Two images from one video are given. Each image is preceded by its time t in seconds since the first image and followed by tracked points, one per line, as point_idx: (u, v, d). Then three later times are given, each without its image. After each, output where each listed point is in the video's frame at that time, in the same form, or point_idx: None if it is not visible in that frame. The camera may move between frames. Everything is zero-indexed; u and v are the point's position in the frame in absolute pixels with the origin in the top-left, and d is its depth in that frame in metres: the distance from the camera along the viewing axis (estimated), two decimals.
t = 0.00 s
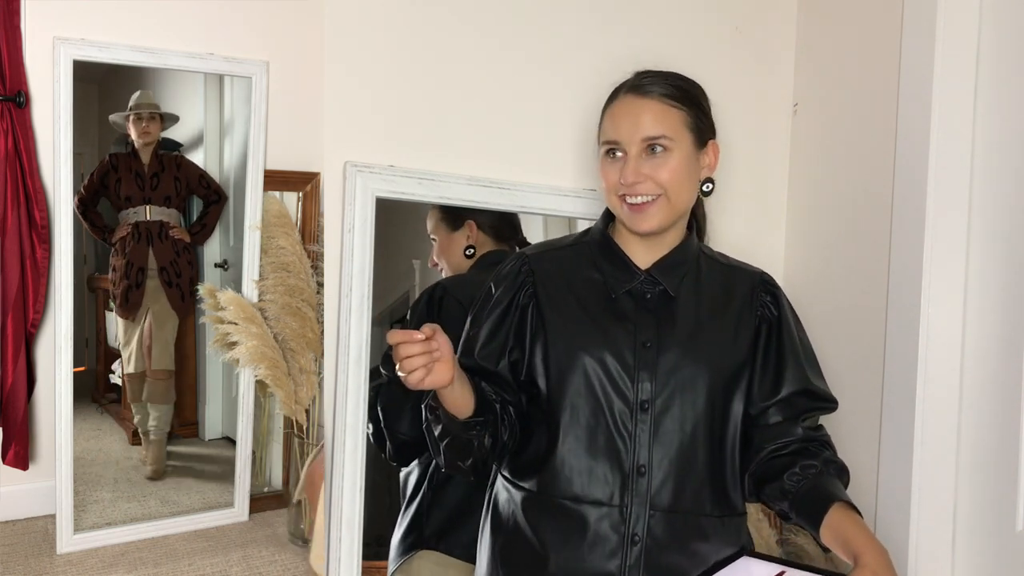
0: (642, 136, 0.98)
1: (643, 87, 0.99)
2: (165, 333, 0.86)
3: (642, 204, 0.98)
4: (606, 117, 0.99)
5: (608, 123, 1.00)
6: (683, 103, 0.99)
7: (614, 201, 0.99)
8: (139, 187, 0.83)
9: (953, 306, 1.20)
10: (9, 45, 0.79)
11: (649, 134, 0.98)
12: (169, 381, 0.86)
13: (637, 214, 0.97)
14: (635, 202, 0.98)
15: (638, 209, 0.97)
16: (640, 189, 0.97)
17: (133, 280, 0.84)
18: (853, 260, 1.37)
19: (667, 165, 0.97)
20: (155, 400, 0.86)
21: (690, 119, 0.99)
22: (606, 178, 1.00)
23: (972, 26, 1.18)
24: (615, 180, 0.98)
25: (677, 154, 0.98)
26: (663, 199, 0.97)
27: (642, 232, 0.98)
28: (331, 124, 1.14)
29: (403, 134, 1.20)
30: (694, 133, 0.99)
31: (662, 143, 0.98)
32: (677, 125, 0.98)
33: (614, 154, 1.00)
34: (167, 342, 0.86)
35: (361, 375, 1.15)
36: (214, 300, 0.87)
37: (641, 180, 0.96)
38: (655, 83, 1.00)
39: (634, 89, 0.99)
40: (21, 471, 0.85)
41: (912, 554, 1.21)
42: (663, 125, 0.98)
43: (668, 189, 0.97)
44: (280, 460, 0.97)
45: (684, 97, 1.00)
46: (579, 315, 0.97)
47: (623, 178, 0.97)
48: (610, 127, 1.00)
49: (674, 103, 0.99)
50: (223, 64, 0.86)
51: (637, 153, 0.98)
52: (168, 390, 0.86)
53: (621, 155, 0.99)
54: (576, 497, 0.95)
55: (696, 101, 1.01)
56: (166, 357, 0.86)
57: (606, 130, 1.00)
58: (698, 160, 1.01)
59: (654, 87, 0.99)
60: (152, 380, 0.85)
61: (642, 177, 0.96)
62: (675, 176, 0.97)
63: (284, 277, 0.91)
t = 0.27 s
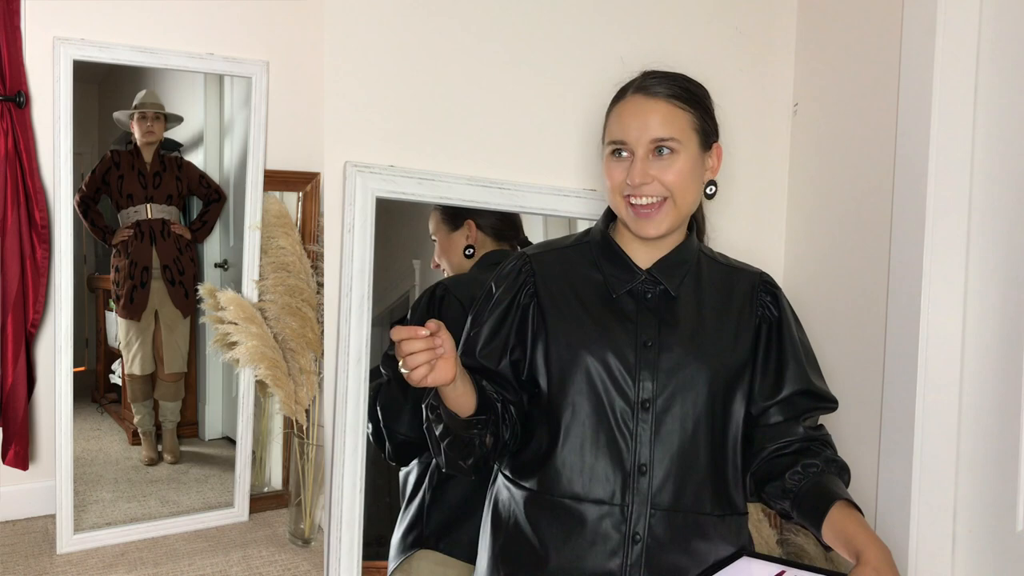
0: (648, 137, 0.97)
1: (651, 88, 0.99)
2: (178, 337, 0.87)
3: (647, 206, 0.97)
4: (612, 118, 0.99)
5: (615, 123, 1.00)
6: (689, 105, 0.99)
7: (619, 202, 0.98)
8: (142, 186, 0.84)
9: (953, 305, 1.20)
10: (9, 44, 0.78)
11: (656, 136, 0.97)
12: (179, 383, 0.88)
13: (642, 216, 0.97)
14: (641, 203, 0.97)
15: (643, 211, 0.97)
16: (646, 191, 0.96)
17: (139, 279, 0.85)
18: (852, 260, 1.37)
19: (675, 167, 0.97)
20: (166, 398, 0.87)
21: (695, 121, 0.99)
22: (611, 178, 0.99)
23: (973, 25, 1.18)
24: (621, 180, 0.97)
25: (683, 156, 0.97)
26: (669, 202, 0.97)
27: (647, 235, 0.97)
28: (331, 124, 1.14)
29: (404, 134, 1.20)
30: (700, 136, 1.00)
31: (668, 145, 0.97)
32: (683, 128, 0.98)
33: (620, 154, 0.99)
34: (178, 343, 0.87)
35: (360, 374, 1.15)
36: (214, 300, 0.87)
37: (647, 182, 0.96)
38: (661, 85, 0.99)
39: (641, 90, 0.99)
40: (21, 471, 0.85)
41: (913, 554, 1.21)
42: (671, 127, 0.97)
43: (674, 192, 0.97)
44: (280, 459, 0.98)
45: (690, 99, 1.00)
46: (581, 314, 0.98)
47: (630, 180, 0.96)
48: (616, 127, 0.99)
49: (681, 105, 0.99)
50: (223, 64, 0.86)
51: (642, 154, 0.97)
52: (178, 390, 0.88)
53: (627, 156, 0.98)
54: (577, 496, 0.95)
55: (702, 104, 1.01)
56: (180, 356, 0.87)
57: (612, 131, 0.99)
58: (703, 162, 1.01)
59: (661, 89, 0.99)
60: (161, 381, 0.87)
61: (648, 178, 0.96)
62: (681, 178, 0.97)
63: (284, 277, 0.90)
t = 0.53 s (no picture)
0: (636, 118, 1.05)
1: (636, 73, 1.08)
2: (186, 338, 0.88)
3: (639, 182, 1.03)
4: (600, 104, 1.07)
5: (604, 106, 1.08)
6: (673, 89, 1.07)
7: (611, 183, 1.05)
8: (146, 183, 0.85)
9: (953, 305, 1.20)
10: (9, 43, 0.78)
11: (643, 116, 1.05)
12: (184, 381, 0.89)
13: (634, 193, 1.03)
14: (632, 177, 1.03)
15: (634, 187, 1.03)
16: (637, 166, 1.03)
17: (144, 278, 0.86)
18: (852, 260, 1.37)
19: (663, 141, 1.03)
20: (168, 398, 0.88)
21: (681, 103, 1.06)
22: (602, 161, 1.07)
23: (972, 25, 1.18)
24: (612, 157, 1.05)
25: (670, 135, 1.04)
26: (659, 177, 1.03)
27: (639, 212, 1.03)
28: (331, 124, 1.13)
29: (404, 134, 1.20)
30: (685, 117, 1.07)
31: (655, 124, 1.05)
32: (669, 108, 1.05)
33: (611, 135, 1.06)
34: (186, 342, 0.88)
35: (361, 375, 1.14)
36: (214, 300, 0.88)
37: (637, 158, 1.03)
38: (646, 72, 1.08)
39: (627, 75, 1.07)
40: (21, 471, 0.85)
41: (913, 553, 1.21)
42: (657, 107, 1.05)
43: (663, 166, 1.03)
44: (280, 460, 0.97)
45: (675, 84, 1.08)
46: (581, 311, 1.01)
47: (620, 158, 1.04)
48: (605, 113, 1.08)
49: (666, 88, 1.06)
50: (223, 64, 0.86)
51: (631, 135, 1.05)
52: (180, 391, 0.88)
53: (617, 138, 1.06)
54: (585, 488, 0.99)
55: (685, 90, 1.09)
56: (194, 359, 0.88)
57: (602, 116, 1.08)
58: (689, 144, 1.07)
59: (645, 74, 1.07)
60: (166, 381, 0.88)
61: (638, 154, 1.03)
62: (668, 154, 1.04)
63: (284, 276, 0.90)
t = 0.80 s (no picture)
0: (662, 115, 1.04)
1: (664, 73, 1.07)
2: (181, 338, 0.87)
3: (659, 179, 1.03)
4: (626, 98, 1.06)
5: (631, 104, 1.07)
6: (700, 90, 1.07)
7: (632, 177, 1.04)
8: (146, 188, 0.84)
9: (953, 305, 1.20)
10: (9, 45, 0.79)
11: (669, 114, 1.04)
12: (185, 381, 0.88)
13: (654, 188, 1.02)
14: (652, 176, 1.03)
15: (655, 183, 1.02)
16: (659, 163, 1.02)
17: (139, 281, 0.85)
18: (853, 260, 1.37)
19: (686, 142, 1.03)
20: (170, 396, 0.87)
21: (706, 105, 1.06)
22: (624, 156, 1.05)
23: (972, 25, 1.18)
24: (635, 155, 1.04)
25: (694, 135, 1.04)
26: (681, 175, 1.02)
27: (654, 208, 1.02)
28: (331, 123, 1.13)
29: (404, 134, 1.20)
30: (710, 120, 1.06)
31: (681, 123, 1.04)
32: (695, 108, 1.05)
33: (635, 133, 1.06)
34: (182, 343, 0.87)
35: (360, 375, 1.14)
36: (214, 300, 0.87)
37: (660, 154, 1.02)
38: (675, 71, 1.07)
39: (654, 75, 1.07)
40: (21, 471, 0.85)
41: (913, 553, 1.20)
42: (683, 106, 1.04)
43: (684, 165, 1.02)
44: (280, 460, 0.97)
45: (702, 86, 1.08)
46: (592, 306, 0.99)
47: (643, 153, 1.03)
48: (630, 108, 1.07)
49: (693, 89, 1.06)
50: (223, 64, 0.86)
51: (656, 131, 1.04)
52: (183, 390, 0.88)
53: (641, 133, 1.05)
54: (586, 488, 0.97)
55: (711, 93, 1.09)
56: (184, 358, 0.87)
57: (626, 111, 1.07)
58: (712, 147, 1.07)
59: (674, 73, 1.06)
60: (170, 379, 0.87)
61: (661, 151, 1.02)
62: (691, 154, 1.03)
63: (284, 277, 0.90)
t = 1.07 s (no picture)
0: (669, 110, 1.04)
1: (673, 69, 1.07)
2: (178, 334, 0.89)
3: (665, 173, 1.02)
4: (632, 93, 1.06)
5: (639, 97, 1.07)
6: (706, 89, 1.07)
7: (637, 171, 1.03)
8: (143, 186, 0.86)
9: (953, 305, 1.20)
10: (9, 44, 0.79)
11: (677, 110, 1.04)
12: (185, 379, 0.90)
13: (660, 183, 1.02)
14: (658, 169, 1.02)
15: (662, 177, 1.02)
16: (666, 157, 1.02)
17: (134, 280, 0.87)
18: (853, 260, 1.37)
19: (693, 138, 1.03)
20: (171, 395, 0.89)
21: (712, 104, 1.07)
22: (630, 149, 1.05)
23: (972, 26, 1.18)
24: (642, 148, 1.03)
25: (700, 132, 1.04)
26: (688, 170, 1.02)
27: (658, 202, 1.02)
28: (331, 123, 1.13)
29: (404, 134, 1.20)
30: (715, 119, 1.07)
31: (687, 119, 1.04)
32: (701, 105, 1.05)
33: (641, 126, 1.06)
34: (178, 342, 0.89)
35: (360, 375, 1.14)
36: (214, 300, 0.88)
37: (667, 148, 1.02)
38: (681, 69, 1.07)
39: (664, 70, 1.07)
40: (21, 471, 0.85)
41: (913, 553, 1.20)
42: (690, 103, 1.05)
43: (690, 160, 1.02)
44: (280, 460, 0.97)
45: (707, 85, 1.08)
46: (592, 305, 0.99)
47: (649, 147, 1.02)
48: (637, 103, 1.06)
49: (701, 87, 1.06)
50: (223, 64, 0.86)
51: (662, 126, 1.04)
52: (184, 388, 0.90)
53: (647, 128, 1.05)
54: (588, 488, 0.97)
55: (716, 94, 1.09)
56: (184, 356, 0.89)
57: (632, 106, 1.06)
58: (715, 147, 1.08)
59: (681, 71, 1.07)
60: (170, 378, 0.89)
61: (668, 145, 1.02)
62: (697, 150, 1.03)
63: (284, 277, 0.90)
